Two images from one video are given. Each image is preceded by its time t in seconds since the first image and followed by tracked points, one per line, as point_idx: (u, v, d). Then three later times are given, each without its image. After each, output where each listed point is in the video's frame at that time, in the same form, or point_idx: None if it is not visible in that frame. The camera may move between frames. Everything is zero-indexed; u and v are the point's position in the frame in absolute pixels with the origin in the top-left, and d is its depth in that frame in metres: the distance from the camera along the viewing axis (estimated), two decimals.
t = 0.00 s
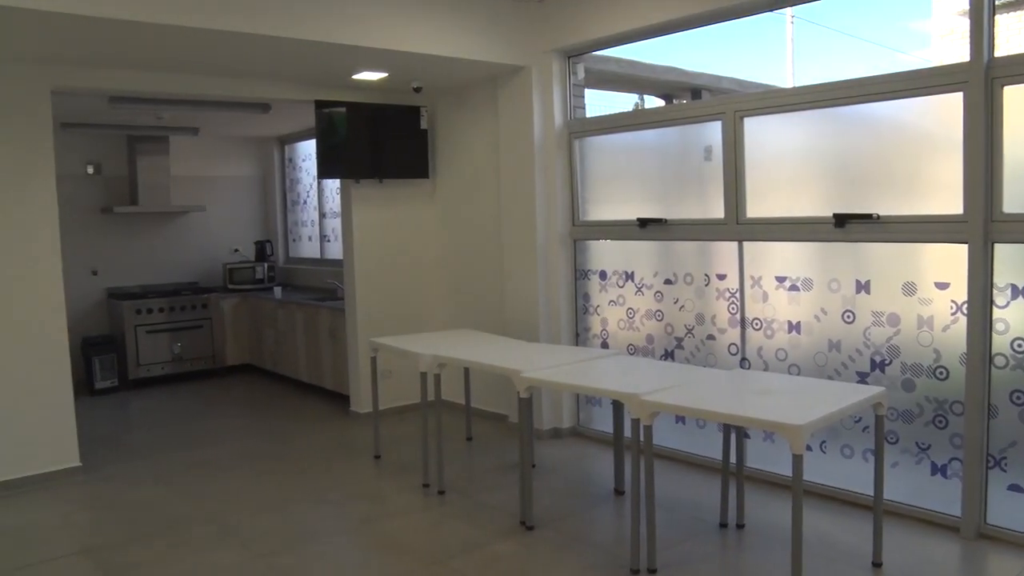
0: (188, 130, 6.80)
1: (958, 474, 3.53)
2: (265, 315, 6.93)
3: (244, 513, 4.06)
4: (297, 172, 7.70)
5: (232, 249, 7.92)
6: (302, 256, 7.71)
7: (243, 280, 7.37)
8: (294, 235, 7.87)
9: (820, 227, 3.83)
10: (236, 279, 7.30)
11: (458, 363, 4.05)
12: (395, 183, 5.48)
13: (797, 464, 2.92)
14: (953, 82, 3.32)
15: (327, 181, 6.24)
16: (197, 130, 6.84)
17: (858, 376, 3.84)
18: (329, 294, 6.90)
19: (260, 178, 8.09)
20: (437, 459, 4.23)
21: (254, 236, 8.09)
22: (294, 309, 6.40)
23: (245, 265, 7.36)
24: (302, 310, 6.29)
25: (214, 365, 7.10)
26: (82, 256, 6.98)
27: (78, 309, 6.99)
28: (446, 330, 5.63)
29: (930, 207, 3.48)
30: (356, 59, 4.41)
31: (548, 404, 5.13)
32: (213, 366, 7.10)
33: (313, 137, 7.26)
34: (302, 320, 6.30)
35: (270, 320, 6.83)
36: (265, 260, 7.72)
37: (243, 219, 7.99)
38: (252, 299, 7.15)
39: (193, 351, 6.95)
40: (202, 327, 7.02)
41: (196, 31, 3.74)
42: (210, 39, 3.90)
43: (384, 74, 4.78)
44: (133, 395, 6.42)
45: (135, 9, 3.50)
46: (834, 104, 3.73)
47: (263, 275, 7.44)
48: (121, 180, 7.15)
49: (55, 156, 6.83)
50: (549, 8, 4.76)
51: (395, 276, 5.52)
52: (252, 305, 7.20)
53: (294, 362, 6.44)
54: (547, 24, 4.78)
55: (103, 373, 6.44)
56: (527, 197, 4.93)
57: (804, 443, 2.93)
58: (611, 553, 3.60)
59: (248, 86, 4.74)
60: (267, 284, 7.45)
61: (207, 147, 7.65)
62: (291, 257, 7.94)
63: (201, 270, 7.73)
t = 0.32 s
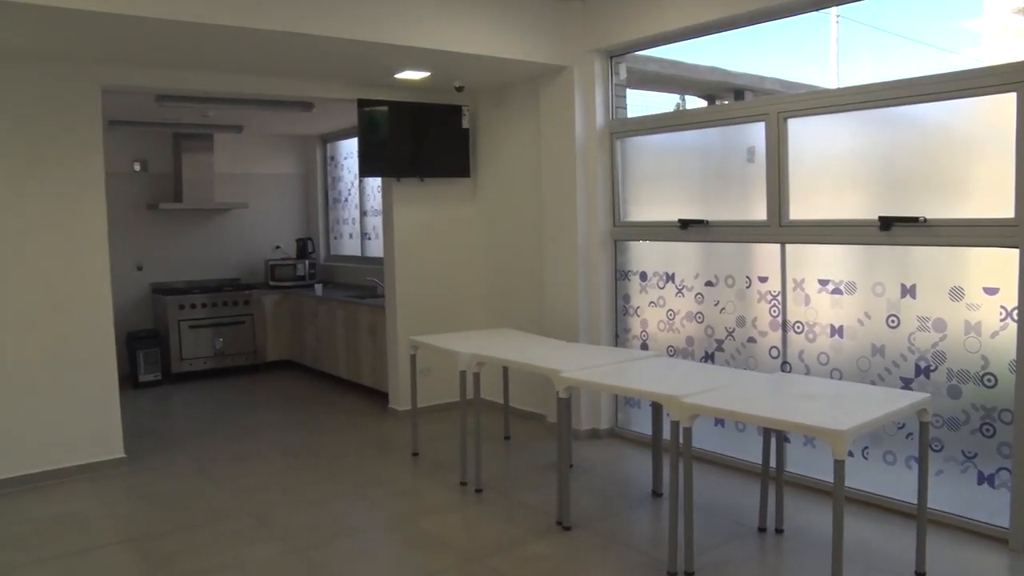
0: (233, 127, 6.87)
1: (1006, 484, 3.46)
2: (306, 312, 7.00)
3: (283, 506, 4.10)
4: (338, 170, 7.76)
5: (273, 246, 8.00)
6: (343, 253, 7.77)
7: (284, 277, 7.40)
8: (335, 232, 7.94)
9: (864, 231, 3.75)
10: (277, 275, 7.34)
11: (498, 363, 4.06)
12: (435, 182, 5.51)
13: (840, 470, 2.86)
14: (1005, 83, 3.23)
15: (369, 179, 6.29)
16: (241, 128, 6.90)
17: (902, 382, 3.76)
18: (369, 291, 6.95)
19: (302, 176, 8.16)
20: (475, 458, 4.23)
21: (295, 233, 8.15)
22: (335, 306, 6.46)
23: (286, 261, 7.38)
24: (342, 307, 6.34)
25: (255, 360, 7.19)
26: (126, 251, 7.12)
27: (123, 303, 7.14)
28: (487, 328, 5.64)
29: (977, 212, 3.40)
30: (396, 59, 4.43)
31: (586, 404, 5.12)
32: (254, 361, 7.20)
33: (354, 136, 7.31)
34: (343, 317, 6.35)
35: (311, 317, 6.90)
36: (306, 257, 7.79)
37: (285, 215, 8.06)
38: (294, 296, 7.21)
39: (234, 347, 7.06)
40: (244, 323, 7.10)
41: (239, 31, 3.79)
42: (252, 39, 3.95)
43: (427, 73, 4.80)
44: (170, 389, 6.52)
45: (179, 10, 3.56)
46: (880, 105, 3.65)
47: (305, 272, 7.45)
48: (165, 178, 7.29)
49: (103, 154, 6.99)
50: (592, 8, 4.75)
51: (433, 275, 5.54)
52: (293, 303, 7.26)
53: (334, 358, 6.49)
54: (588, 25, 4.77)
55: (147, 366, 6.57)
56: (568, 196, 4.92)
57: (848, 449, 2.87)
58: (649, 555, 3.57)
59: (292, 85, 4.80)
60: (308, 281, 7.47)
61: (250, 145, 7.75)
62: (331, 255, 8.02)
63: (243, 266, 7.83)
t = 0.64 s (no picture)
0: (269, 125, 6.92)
1: None
2: (341, 308, 7.06)
3: (317, 501, 4.13)
4: (374, 168, 7.81)
5: (309, 243, 8.06)
6: (378, 251, 7.83)
7: (319, 273, 7.50)
8: (371, 230, 7.99)
9: (903, 233, 3.68)
10: (313, 272, 7.45)
11: (532, 362, 4.06)
12: (470, 181, 5.53)
13: (877, 475, 2.81)
14: None
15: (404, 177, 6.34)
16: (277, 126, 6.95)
17: (941, 387, 3.69)
18: (403, 289, 7.00)
19: (338, 174, 8.22)
20: (509, 457, 4.24)
21: (331, 230, 8.21)
22: (370, 304, 6.50)
23: (322, 259, 7.50)
24: (377, 304, 6.37)
25: (290, 356, 7.25)
26: (164, 247, 7.23)
27: (161, 298, 7.25)
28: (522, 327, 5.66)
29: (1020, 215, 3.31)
30: (432, 57, 4.44)
31: (619, 404, 5.11)
32: (290, 357, 7.25)
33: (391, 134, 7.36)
34: (377, 314, 6.39)
35: (345, 313, 6.96)
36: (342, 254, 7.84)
37: (322, 212, 8.12)
38: (330, 292, 7.29)
39: (271, 343, 7.12)
40: (279, 319, 7.17)
41: (277, 30, 3.83)
42: (290, 38, 3.99)
43: (463, 72, 4.80)
44: (202, 384, 6.61)
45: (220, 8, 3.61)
46: (921, 105, 3.59)
47: (340, 269, 7.56)
48: (204, 174, 7.38)
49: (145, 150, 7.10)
50: (629, 7, 4.74)
51: (467, 274, 5.56)
52: (328, 299, 7.33)
53: (368, 354, 6.54)
54: (625, 24, 4.77)
55: (183, 361, 6.66)
56: (603, 196, 4.91)
57: (885, 453, 2.83)
58: (682, 557, 3.55)
59: (330, 84, 4.85)
60: (342, 278, 7.57)
61: (286, 142, 7.82)
62: (367, 252, 8.08)
63: (279, 262, 7.89)
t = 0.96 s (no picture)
0: (308, 124, 6.98)
1: None
2: (377, 306, 7.10)
3: (351, 497, 4.15)
4: (411, 167, 7.85)
5: (346, 241, 8.11)
6: (414, 250, 7.87)
7: (357, 271, 7.52)
8: (407, 228, 8.03)
9: (946, 234, 3.58)
10: (349, 270, 7.47)
11: (569, 361, 4.05)
12: (506, 179, 5.54)
13: (918, 479, 2.74)
14: None
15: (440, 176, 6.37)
16: (316, 125, 7.01)
17: (986, 391, 3.57)
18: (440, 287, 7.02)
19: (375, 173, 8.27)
20: (545, 456, 4.23)
21: (367, 228, 8.26)
22: (406, 302, 6.53)
23: (359, 257, 7.51)
24: (413, 303, 6.40)
25: (326, 353, 7.28)
26: (203, 245, 7.32)
27: (200, 295, 7.36)
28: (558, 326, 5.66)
29: None
30: (468, 57, 4.46)
31: (656, 404, 5.09)
32: (326, 354, 7.29)
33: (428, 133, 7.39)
34: (414, 313, 6.42)
35: (381, 311, 7.00)
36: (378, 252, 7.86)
37: (358, 211, 8.16)
38: (367, 290, 7.33)
39: (308, 339, 7.17)
40: (316, 317, 7.22)
41: (315, 29, 3.87)
42: (327, 37, 4.02)
43: (501, 71, 4.82)
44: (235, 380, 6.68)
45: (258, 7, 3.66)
46: (965, 103, 3.49)
47: (377, 268, 7.57)
48: (243, 173, 7.47)
49: (186, 149, 7.21)
50: (667, 6, 4.71)
51: (503, 273, 5.57)
52: (365, 297, 7.37)
53: (404, 353, 6.58)
54: (663, 23, 4.75)
55: (222, 357, 6.74)
56: (640, 196, 4.90)
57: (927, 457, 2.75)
58: (719, 558, 3.52)
59: (368, 83, 4.88)
60: (379, 276, 7.57)
61: (324, 142, 7.88)
62: (403, 250, 8.11)
63: (317, 261, 7.95)
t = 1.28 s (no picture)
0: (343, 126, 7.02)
1: None
2: (412, 307, 7.14)
3: (386, 497, 4.17)
4: (445, 168, 7.88)
5: (381, 243, 8.16)
6: (449, 251, 7.90)
7: (391, 272, 7.54)
8: (442, 229, 8.06)
9: (989, 235, 3.49)
10: (385, 271, 7.49)
11: (603, 362, 4.03)
12: (540, 180, 5.55)
13: (961, 485, 2.67)
14: None
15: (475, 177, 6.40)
16: (351, 126, 7.07)
17: None
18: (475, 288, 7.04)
19: (411, 174, 8.31)
20: (580, 457, 4.22)
21: (402, 229, 8.29)
22: (441, 304, 6.56)
23: (394, 257, 7.52)
24: (449, 304, 6.42)
25: (361, 353, 7.33)
26: (239, 246, 7.40)
27: (236, 296, 7.45)
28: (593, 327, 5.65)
29: None
30: (501, 58, 4.47)
31: (691, 406, 5.06)
32: (361, 355, 7.34)
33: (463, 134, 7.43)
34: (448, 313, 6.43)
35: (416, 312, 7.03)
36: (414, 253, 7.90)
37: (392, 212, 8.20)
38: (402, 291, 7.37)
39: (343, 340, 7.23)
40: (351, 317, 7.25)
41: (349, 31, 3.91)
42: (361, 39, 4.06)
43: (536, 72, 4.84)
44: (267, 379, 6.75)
45: (293, 10, 3.70)
46: (1008, 100, 3.40)
47: (411, 268, 7.58)
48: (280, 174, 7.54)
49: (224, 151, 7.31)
50: (704, 6, 4.69)
51: (538, 274, 5.58)
52: (400, 298, 7.41)
53: (439, 354, 6.59)
54: (699, 23, 4.73)
55: (258, 357, 6.82)
56: (676, 196, 4.88)
57: (970, 463, 2.68)
58: (755, 562, 3.48)
59: (404, 85, 4.91)
60: (414, 277, 7.60)
61: (359, 144, 7.93)
62: (438, 252, 8.15)
63: (353, 262, 8.00)
